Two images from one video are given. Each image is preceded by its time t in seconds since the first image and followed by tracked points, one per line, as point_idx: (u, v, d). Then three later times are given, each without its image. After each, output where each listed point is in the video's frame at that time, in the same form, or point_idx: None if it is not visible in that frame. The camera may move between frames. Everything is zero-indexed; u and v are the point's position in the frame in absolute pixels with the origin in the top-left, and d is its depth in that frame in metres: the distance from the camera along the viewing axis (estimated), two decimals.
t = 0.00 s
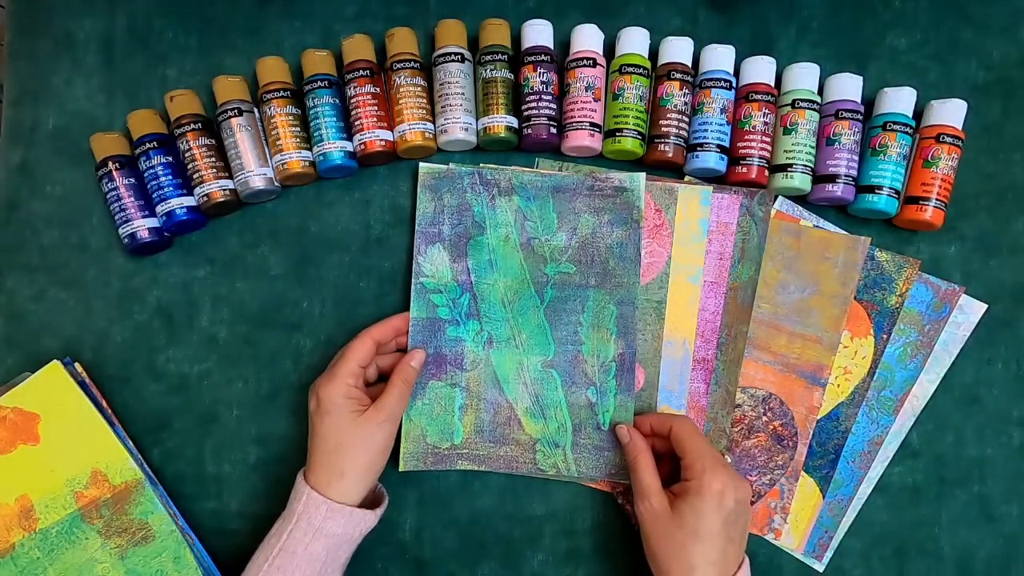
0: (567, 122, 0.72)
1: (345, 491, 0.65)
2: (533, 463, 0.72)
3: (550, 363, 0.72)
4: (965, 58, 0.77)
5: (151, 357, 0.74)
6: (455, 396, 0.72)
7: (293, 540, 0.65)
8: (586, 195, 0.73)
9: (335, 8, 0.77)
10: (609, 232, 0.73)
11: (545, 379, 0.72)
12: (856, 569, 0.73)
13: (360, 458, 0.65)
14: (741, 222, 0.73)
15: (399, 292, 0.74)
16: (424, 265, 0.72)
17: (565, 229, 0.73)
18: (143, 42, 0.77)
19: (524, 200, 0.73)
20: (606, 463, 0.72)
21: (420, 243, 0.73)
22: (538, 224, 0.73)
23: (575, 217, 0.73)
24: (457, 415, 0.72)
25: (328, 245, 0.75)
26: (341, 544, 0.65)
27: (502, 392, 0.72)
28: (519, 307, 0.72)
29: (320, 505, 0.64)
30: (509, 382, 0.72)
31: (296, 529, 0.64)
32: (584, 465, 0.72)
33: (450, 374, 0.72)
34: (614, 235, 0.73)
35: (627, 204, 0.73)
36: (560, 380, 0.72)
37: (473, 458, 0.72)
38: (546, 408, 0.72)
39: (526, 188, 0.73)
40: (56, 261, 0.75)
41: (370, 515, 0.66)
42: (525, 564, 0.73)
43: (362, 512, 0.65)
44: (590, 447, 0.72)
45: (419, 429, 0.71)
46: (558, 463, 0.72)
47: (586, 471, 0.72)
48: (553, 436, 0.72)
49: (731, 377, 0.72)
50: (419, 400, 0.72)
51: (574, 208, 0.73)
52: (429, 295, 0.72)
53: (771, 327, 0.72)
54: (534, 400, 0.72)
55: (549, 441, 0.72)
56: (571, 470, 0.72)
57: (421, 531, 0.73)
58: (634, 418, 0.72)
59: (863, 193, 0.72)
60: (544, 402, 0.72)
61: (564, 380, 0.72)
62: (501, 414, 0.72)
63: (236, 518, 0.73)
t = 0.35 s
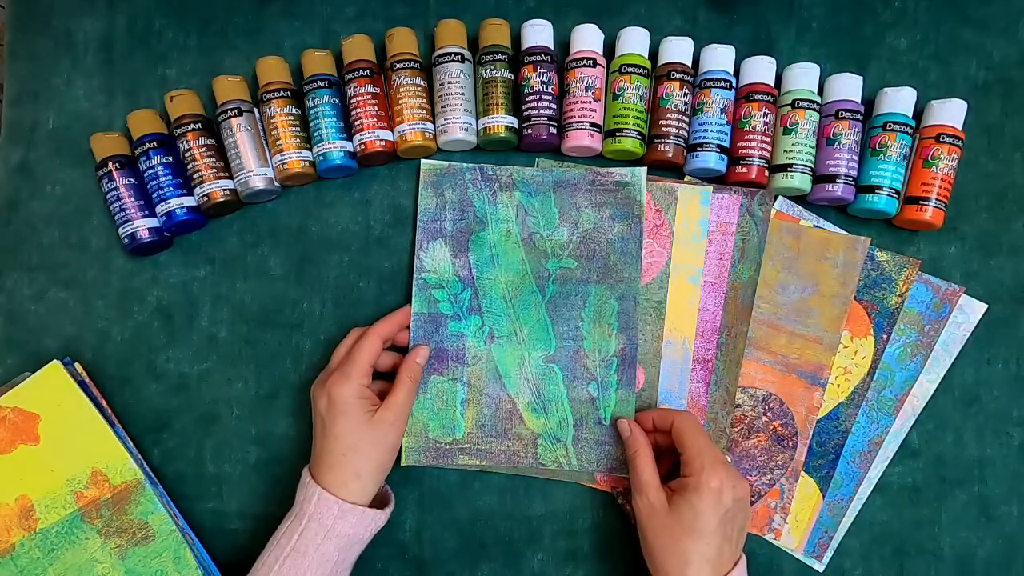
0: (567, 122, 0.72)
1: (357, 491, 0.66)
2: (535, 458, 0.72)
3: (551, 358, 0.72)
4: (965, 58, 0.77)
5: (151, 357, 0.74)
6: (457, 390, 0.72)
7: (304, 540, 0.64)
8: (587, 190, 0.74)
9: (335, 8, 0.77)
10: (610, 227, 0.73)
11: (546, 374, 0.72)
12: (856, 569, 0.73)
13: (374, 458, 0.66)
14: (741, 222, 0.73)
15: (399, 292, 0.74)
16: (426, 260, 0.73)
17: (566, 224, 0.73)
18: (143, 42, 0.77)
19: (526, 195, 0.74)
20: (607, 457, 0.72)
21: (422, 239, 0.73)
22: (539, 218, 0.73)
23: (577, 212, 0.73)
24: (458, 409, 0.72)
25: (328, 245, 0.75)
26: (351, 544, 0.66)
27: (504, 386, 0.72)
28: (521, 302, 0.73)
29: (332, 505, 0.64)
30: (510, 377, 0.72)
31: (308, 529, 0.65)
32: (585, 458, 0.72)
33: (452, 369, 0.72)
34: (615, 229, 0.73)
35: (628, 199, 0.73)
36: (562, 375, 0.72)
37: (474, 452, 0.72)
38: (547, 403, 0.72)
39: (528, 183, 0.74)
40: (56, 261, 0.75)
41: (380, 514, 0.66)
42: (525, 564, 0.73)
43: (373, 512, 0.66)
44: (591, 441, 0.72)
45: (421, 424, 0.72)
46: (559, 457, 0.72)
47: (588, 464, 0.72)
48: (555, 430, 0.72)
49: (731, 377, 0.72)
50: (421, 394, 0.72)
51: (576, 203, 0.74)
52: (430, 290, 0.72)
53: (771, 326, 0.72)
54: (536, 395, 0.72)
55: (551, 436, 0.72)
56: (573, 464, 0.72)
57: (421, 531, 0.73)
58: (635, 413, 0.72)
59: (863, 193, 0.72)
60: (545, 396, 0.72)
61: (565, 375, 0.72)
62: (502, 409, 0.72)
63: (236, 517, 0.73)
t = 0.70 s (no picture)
0: (567, 122, 0.72)
1: (351, 513, 0.65)
2: (536, 459, 0.72)
3: (552, 358, 0.72)
4: (965, 58, 0.77)
5: (151, 356, 0.74)
6: (458, 391, 0.72)
7: (296, 564, 0.64)
8: (587, 189, 0.74)
9: (335, 8, 0.77)
10: (611, 226, 0.73)
11: (547, 374, 0.72)
12: (856, 569, 0.73)
13: (370, 477, 0.65)
14: (741, 222, 0.73)
15: (399, 292, 0.74)
16: (427, 261, 0.73)
17: (566, 224, 0.74)
18: (143, 41, 0.77)
19: (526, 195, 0.74)
20: (608, 456, 0.72)
21: (422, 241, 0.74)
22: (539, 218, 0.74)
23: (577, 211, 0.74)
24: (459, 410, 0.72)
25: (328, 245, 0.75)
26: (344, 567, 0.65)
27: (505, 386, 0.72)
28: (521, 302, 0.73)
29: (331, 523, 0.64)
30: (511, 377, 0.72)
31: (301, 553, 0.64)
32: (586, 458, 0.72)
33: (453, 370, 0.72)
34: (616, 229, 0.73)
35: (628, 198, 0.74)
36: (562, 375, 0.72)
37: (476, 453, 0.72)
38: (548, 403, 0.72)
39: (528, 183, 0.74)
40: (56, 261, 0.75)
41: (374, 538, 0.66)
42: (525, 564, 0.73)
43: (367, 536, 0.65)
44: (593, 441, 0.72)
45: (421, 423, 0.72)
46: (561, 457, 0.72)
47: (589, 464, 0.72)
48: (556, 430, 0.72)
49: (731, 377, 0.72)
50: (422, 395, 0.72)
51: (576, 203, 0.74)
52: (431, 291, 0.73)
53: (771, 327, 0.72)
54: (537, 395, 0.72)
55: (552, 436, 0.72)
56: (574, 464, 0.72)
57: (421, 531, 0.72)
58: (635, 412, 0.72)
59: (863, 193, 0.72)
60: (546, 396, 0.72)
61: (566, 375, 0.72)
62: (504, 409, 0.72)
63: (236, 518, 0.73)
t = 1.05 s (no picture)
0: (567, 122, 0.72)
1: None
2: (536, 459, 0.72)
3: (552, 358, 0.72)
4: (965, 58, 0.77)
5: (151, 356, 0.74)
6: (458, 391, 0.72)
7: None
8: (587, 190, 0.74)
9: (335, 8, 0.77)
10: (611, 226, 0.73)
11: (547, 374, 0.72)
12: (856, 569, 0.73)
13: None
14: (741, 222, 0.73)
15: (399, 292, 0.74)
16: (427, 261, 0.73)
17: (566, 224, 0.74)
18: (143, 42, 0.77)
19: (526, 195, 0.74)
20: (609, 456, 0.72)
21: (422, 240, 0.74)
22: (539, 218, 0.74)
23: (577, 212, 0.74)
24: (459, 410, 0.72)
25: (328, 244, 0.75)
26: None
27: (505, 386, 0.72)
28: (521, 302, 0.73)
29: None
30: (511, 377, 0.72)
31: None
32: (586, 458, 0.72)
33: (453, 370, 0.72)
34: (616, 229, 0.73)
35: (628, 199, 0.74)
36: (562, 376, 0.72)
37: (476, 453, 0.72)
38: (548, 403, 0.72)
39: (528, 184, 0.74)
40: (56, 261, 0.75)
41: None
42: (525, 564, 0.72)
43: None
44: (593, 440, 0.72)
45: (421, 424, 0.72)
46: (561, 458, 0.72)
47: (589, 464, 0.72)
48: (556, 430, 0.72)
49: (731, 377, 0.72)
50: (422, 395, 0.72)
51: (576, 203, 0.74)
52: (431, 291, 0.73)
53: (771, 327, 0.72)
54: (537, 395, 0.72)
55: (552, 436, 0.72)
56: (575, 464, 0.72)
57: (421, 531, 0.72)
58: (635, 412, 0.72)
59: (863, 193, 0.72)
60: (546, 396, 0.72)
61: (567, 375, 0.72)
62: (504, 409, 0.72)
63: (236, 518, 0.72)
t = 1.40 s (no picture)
0: (567, 122, 0.72)
1: None
2: (536, 459, 0.72)
3: (552, 358, 0.72)
4: (965, 58, 0.77)
5: (151, 356, 0.74)
6: (458, 391, 0.72)
7: None
8: (587, 190, 0.74)
9: (335, 8, 0.77)
10: (611, 226, 0.73)
11: (547, 374, 0.72)
12: (856, 569, 0.73)
13: None
14: (741, 222, 0.73)
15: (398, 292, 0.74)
16: (427, 261, 0.73)
17: (566, 224, 0.74)
18: (143, 42, 0.77)
19: (526, 195, 0.74)
20: (609, 456, 0.72)
21: (422, 240, 0.74)
22: (539, 218, 0.74)
23: (577, 212, 0.74)
24: (459, 410, 0.72)
25: (328, 244, 0.75)
26: None
27: (505, 386, 0.72)
28: (521, 302, 0.73)
29: None
30: (511, 377, 0.72)
31: None
32: (587, 458, 0.72)
33: (453, 370, 0.72)
34: (616, 229, 0.73)
35: (628, 199, 0.74)
36: (562, 375, 0.72)
37: (476, 453, 0.72)
38: (548, 403, 0.72)
39: (528, 184, 0.74)
40: (56, 261, 0.75)
41: None
42: (525, 564, 0.72)
43: None
44: (593, 440, 0.72)
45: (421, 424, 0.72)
46: (561, 458, 0.72)
47: (590, 464, 0.72)
48: (556, 430, 0.72)
49: (731, 377, 0.72)
50: (422, 395, 0.72)
51: (576, 203, 0.74)
52: (431, 291, 0.73)
53: (771, 327, 0.72)
54: (537, 395, 0.72)
55: (552, 436, 0.72)
56: (575, 464, 0.72)
57: (421, 532, 0.72)
58: (635, 412, 0.72)
59: (863, 193, 0.72)
60: (546, 396, 0.72)
61: (567, 375, 0.72)
62: (504, 409, 0.72)
63: (236, 518, 0.72)
